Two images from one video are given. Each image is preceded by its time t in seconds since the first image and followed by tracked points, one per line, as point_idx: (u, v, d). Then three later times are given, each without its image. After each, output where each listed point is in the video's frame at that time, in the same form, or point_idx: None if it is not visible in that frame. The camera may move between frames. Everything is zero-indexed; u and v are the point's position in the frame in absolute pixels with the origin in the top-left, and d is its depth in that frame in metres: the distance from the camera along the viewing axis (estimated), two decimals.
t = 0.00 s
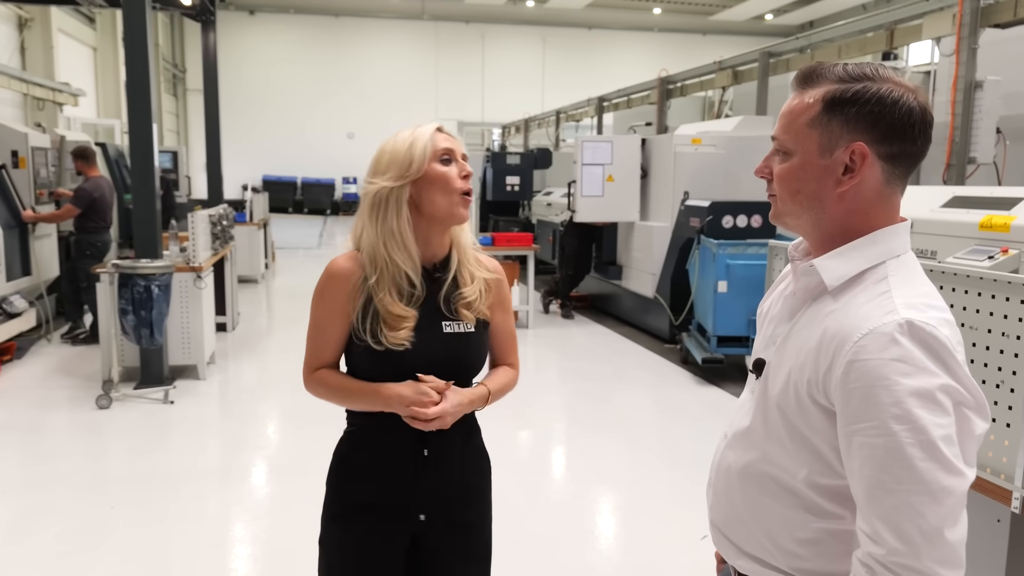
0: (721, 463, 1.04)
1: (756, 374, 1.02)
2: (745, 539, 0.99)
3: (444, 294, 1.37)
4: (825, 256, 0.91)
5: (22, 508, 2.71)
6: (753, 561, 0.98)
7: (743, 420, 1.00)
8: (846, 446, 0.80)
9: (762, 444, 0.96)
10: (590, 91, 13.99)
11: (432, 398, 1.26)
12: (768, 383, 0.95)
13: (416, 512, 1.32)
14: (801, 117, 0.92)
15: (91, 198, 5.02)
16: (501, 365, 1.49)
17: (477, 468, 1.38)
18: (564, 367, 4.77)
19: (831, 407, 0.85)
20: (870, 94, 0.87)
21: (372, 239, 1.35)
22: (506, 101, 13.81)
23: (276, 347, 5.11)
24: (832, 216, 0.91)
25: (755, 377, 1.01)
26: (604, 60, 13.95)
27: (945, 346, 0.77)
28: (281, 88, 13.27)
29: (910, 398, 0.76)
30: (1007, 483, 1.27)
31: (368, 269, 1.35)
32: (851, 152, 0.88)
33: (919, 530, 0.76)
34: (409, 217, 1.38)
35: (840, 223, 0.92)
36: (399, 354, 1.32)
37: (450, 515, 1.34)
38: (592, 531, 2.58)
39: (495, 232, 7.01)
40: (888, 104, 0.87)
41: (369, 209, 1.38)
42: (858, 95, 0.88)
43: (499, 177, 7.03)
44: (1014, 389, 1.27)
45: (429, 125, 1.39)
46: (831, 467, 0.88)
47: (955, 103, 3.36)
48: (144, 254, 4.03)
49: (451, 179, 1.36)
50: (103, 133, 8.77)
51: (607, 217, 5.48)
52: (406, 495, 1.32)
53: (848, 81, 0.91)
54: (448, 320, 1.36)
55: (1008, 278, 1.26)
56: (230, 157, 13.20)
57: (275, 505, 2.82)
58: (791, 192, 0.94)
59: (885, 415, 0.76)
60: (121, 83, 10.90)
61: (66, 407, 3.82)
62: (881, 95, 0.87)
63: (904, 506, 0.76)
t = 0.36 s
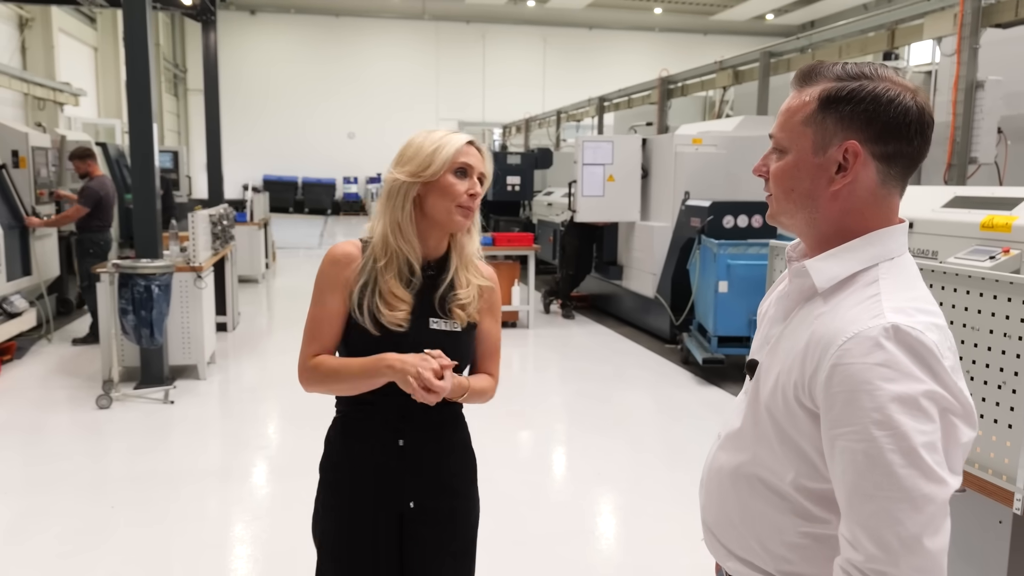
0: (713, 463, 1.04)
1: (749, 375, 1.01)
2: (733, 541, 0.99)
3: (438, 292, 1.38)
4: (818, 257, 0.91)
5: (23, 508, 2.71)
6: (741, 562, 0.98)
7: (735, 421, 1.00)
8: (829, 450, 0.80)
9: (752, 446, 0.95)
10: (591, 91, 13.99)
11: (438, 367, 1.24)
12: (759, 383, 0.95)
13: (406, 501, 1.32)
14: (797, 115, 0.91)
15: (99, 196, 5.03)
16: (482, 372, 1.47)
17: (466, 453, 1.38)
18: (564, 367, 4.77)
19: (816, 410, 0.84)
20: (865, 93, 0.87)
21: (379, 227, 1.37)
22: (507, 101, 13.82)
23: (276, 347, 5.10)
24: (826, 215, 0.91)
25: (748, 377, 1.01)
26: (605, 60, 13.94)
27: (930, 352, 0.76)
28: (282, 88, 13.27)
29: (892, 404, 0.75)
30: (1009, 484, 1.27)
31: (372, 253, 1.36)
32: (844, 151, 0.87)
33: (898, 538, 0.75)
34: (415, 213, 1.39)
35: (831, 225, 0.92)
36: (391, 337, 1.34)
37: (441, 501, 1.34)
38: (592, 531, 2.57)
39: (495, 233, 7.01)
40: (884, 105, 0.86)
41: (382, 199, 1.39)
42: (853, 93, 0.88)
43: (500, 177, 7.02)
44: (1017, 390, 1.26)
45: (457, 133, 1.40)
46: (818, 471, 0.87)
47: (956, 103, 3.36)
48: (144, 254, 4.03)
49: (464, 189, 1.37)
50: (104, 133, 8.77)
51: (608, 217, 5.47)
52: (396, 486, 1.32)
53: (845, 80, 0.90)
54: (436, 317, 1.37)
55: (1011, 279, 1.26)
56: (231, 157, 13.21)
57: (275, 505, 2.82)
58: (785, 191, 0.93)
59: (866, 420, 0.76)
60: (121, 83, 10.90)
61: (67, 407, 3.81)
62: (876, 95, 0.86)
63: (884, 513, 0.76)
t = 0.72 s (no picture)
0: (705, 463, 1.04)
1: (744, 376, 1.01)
2: (721, 542, 0.99)
3: (399, 287, 1.46)
4: (812, 261, 0.91)
5: (25, 508, 2.71)
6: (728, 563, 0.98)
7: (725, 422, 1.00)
8: (811, 459, 0.80)
9: (741, 449, 0.95)
10: (592, 91, 13.99)
11: (373, 363, 1.39)
12: (749, 386, 0.94)
13: (350, 485, 1.43)
14: (799, 115, 0.91)
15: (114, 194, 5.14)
16: (471, 359, 1.53)
17: (416, 438, 1.44)
18: (566, 367, 4.77)
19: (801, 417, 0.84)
20: (870, 94, 0.86)
21: (342, 231, 1.49)
22: (508, 101, 13.82)
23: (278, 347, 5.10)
24: (824, 219, 0.91)
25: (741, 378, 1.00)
26: (606, 60, 13.94)
27: (913, 365, 0.75)
28: (283, 88, 13.27)
29: (870, 416, 0.74)
30: (1014, 486, 1.26)
31: (338, 257, 1.50)
32: (844, 154, 0.87)
33: (873, 550, 0.75)
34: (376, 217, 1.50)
35: (823, 229, 0.92)
36: (354, 333, 1.45)
37: (385, 484, 1.43)
38: (594, 532, 2.57)
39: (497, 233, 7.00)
40: (887, 109, 0.85)
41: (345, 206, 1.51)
42: (857, 95, 0.87)
43: (501, 177, 7.01)
44: (1021, 391, 1.25)
45: (413, 136, 1.48)
46: (801, 478, 0.87)
47: (958, 103, 3.36)
48: (145, 254, 4.03)
49: (416, 190, 1.45)
50: (105, 134, 8.77)
51: (609, 217, 5.46)
52: (339, 471, 1.43)
53: (850, 80, 0.90)
54: (399, 311, 1.46)
55: (1014, 280, 1.25)
56: (232, 157, 13.22)
57: (276, 505, 2.82)
58: (783, 193, 0.93)
59: (843, 430, 0.75)
60: (122, 83, 10.91)
61: (68, 407, 3.82)
62: (881, 99, 0.86)
63: (859, 526, 0.75)
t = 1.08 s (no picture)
0: (702, 469, 1.04)
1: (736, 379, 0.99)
2: (730, 549, 0.98)
3: (388, 284, 1.48)
4: (809, 262, 0.90)
5: (28, 508, 2.72)
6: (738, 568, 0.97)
7: (722, 426, 1.00)
8: (830, 464, 0.79)
9: (746, 454, 0.95)
10: (594, 91, 13.99)
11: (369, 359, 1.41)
12: (747, 391, 0.94)
13: (378, 470, 1.43)
14: (796, 114, 0.89)
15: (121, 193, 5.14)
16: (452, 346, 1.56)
17: (434, 425, 1.47)
18: (568, 368, 4.76)
19: (814, 421, 0.84)
20: (870, 95, 0.86)
21: (323, 239, 1.49)
22: (510, 101, 13.81)
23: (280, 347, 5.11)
24: (825, 219, 0.90)
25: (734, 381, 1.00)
26: (608, 60, 13.94)
27: (928, 363, 0.75)
28: (285, 88, 13.28)
29: (893, 417, 0.74)
30: (1020, 488, 1.24)
31: (324, 264, 1.50)
32: (849, 155, 0.86)
33: (906, 549, 0.74)
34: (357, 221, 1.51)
35: (820, 231, 0.91)
36: (350, 335, 1.47)
37: (412, 469, 1.45)
38: (596, 532, 2.57)
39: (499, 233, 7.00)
40: (882, 110, 0.86)
41: (324, 215, 1.50)
42: (857, 95, 0.87)
43: (502, 177, 7.01)
44: None
45: (384, 140, 1.49)
46: (814, 479, 0.87)
47: (961, 104, 3.35)
48: (147, 254, 4.04)
49: (393, 192, 1.47)
50: (108, 133, 8.79)
51: (611, 217, 5.46)
52: (368, 458, 1.43)
53: (844, 80, 0.89)
54: (391, 307, 1.48)
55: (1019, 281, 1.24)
56: (234, 157, 13.24)
57: (279, 505, 2.82)
58: (782, 195, 0.91)
59: (866, 433, 0.75)
60: (125, 83, 10.94)
61: (70, 407, 3.82)
62: (875, 100, 0.86)
63: (890, 526, 0.75)
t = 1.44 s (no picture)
0: (697, 472, 1.01)
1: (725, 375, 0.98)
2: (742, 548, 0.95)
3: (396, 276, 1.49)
4: (803, 249, 0.90)
5: (37, 507, 2.73)
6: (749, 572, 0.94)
7: (713, 420, 0.98)
8: (852, 439, 0.77)
9: (746, 444, 0.93)
10: (601, 91, 13.97)
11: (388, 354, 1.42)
12: (744, 381, 0.93)
13: (378, 466, 1.44)
14: (775, 109, 0.90)
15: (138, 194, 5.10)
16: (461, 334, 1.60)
17: (435, 413, 1.47)
18: (575, 368, 4.76)
19: (829, 400, 0.82)
20: (841, 88, 0.89)
21: (323, 244, 1.49)
22: (516, 101, 13.80)
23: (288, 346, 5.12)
24: (806, 208, 0.91)
25: (722, 377, 0.98)
26: (615, 60, 13.92)
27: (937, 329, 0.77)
28: (292, 88, 13.32)
29: (922, 382, 0.73)
30: None
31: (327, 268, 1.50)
32: (827, 145, 0.88)
33: (943, 512, 0.72)
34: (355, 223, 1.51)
35: (803, 219, 0.92)
36: (362, 332, 1.47)
37: (415, 459, 1.45)
38: (603, 533, 2.56)
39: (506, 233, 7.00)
40: (852, 103, 0.88)
41: (321, 222, 1.50)
42: (830, 88, 0.88)
43: (509, 177, 7.00)
44: None
45: (370, 139, 1.48)
46: (822, 460, 0.86)
47: (970, 103, 3.33)
48: (156, 254, 4.05)
49: (390, 190, 1.47)
50: (117, 134, 8.83)
51: (619, 217, 5.44)
52: (368, 454, 1.43)
53: (812, 76, 0.91)
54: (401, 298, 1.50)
55: None
56: (242, 158, 13.29)
57: (286, 505, 2.82)
58: (766, 187, 0.91)
59: (895, 401, 0.74)
60: (134, 83, 11.00)
61: (79, 406, 3.84)
62: (845, 94, 0.88)
63: (927, 490, 0.73)
